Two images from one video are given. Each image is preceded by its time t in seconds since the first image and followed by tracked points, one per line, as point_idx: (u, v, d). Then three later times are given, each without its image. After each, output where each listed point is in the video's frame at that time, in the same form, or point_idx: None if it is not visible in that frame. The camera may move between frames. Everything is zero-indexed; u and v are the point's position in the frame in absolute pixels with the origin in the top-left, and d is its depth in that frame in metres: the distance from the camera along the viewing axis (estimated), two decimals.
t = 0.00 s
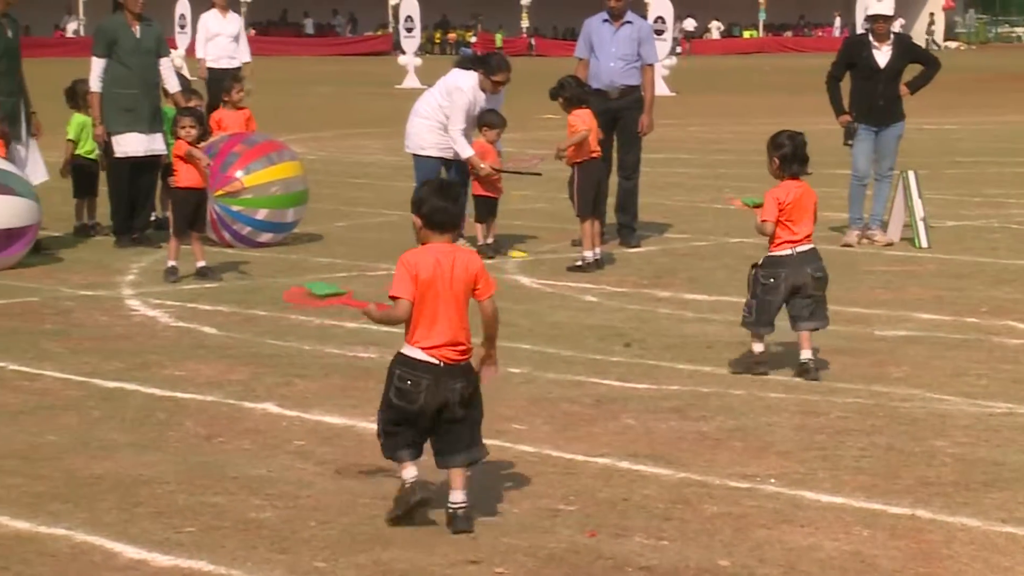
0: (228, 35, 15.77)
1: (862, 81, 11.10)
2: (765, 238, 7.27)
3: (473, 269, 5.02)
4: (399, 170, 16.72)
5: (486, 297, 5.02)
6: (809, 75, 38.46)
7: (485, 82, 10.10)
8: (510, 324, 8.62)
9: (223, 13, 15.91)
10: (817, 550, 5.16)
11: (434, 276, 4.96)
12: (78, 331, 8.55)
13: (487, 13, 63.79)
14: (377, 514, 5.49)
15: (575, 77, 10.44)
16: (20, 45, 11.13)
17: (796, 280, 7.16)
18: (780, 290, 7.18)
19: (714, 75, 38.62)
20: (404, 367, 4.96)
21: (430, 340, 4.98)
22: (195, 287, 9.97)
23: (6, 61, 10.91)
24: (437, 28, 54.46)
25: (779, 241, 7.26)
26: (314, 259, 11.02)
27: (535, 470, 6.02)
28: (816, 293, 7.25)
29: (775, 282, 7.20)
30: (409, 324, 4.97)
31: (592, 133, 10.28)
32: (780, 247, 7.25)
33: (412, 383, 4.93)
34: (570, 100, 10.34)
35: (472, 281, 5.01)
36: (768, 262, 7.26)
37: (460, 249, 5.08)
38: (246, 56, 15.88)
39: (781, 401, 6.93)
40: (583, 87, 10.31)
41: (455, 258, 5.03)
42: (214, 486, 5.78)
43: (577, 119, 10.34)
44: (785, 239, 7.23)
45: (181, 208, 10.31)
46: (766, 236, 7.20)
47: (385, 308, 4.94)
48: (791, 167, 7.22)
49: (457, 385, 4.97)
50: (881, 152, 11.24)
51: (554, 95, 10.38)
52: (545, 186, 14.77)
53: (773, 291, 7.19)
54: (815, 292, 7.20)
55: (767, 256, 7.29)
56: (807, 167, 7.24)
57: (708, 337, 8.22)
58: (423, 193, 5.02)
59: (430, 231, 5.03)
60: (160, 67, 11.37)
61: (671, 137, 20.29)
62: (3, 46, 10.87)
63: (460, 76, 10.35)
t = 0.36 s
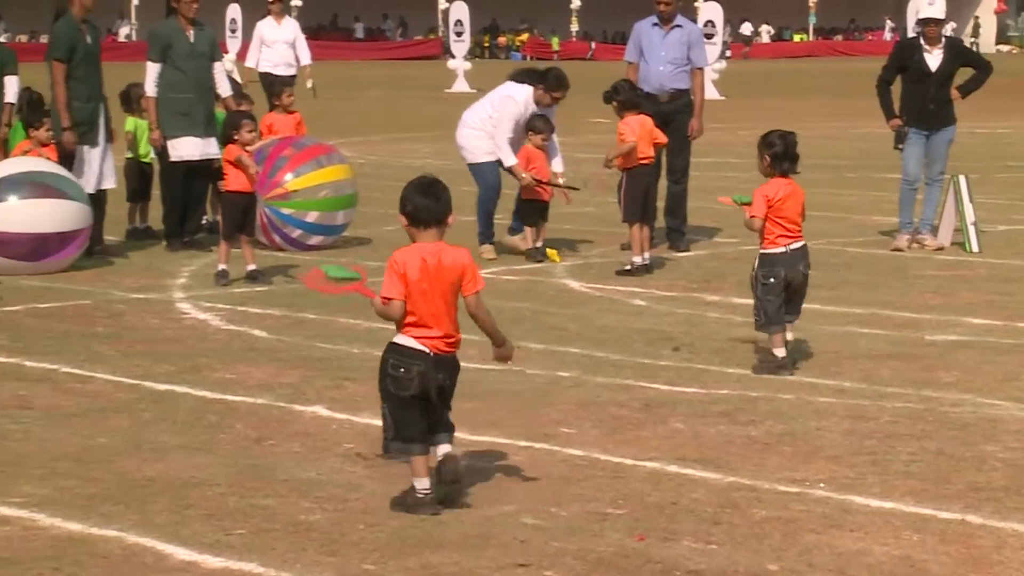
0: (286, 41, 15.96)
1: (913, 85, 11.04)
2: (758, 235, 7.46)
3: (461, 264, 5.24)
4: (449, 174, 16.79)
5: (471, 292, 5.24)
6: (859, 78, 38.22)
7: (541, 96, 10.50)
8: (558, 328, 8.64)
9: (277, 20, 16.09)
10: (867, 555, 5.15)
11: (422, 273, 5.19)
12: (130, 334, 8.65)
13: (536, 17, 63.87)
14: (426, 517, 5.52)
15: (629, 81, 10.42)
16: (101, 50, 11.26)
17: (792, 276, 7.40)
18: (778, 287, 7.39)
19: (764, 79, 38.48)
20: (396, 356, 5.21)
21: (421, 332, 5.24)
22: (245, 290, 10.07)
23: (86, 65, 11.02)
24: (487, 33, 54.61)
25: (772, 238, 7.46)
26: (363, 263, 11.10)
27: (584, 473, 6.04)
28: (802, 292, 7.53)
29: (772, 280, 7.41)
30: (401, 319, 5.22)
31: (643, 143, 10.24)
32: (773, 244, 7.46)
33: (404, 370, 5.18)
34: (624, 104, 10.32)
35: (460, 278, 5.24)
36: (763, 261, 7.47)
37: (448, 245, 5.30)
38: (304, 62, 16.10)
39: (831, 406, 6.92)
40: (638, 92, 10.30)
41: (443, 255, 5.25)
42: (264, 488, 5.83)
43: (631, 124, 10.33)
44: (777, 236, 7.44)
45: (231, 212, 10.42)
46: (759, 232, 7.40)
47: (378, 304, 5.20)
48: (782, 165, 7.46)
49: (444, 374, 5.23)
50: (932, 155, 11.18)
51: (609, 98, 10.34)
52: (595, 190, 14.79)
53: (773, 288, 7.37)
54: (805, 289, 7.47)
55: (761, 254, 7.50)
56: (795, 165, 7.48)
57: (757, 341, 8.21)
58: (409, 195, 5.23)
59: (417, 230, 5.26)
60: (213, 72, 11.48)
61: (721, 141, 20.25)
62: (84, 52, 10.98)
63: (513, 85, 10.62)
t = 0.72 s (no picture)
0: (331, 41, 16.20)
1: (956, 86, 10.99)
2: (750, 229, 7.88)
3: (463, 261, 5.57)
4: (490, 175, 16.84)
5: (471, 288, 5.57)
6: (902, 80, 38.00)
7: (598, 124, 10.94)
8: (598, 329, 8.66)
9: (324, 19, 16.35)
10: (908, 557, 5.14)
11: (425, 268, 5.53)
12: (172, 335, 8.74)
13: (576, 18, 63.88)
14: (467, 518, 5.55)
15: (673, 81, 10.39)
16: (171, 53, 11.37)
17: (780, 271, 7.81)
18: (767, 280, 7.80)
19: (807, 80, 38.31)
20: (403, 350, 5.55)
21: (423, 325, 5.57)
22: (286, 291, 10.13)
23: (149, 67, 11.12)
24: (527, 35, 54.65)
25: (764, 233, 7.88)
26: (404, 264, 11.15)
27: (624, 475, 6.05)
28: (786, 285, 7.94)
29: (761, 272, 7.81)
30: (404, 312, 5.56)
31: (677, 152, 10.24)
32: (764, 239, 7.87)
33: (411, 364, 5.52)
34: (670, 105, 10.29)
35: (462, 272, 5.58)
36: (754, 254, 7.87)
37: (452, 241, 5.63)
38: (350, 61, 16.34)
39: (873, 408, 6.91)
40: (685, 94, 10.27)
41: (446, 251, 5.58)
42: (305, 489, 5.88)
43: (674, 127, 10.36)
44: (766, 231, 7.87)
45: (274, 215, 10.52)
46: (753, 228, 7.81)
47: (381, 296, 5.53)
48: (779, 163, 7.85)
49: (448, 365, 5.58)
50: (975, 157, 11.12)
51: (653, 99, 10.30)
52: (634, 192, 14.80)
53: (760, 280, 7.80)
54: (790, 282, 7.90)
55: (753, 247, 7.90)
56: (793, 164, 7.87)
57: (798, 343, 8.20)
58: (417, 190, 5.57)
59: (422, 223, 5.58)
60: (256, 74, 11.58)
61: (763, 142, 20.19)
62: (149, 54, 11.09)
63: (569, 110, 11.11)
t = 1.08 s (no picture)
0: (378, 42, 16.43)
1: (998, 85, 10.90)
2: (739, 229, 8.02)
3: (459, 253, 5.79)
4: (529, 175, 16.85)
5: (470, 278, 5.81)
6: (944, 79, 37.71)
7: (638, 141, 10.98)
8: (637, 329, 8.66)
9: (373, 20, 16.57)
10: (950, 559, 5.11)
11: (423, 260, 5.72)
12: (211, 335, 8.79)
13: (615, 17, 63.77)
14: (506, 519, 5.56)
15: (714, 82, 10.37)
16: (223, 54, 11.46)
17: (766, 267, 7.84)
18: (752, 276, 7.87)
19: (847, 79, 38.09)
20: (401, 341, 5.74)
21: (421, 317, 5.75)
22: (325, 291, 10.18)
23: (200, 67, 11.20)
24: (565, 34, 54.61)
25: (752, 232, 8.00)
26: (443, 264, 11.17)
27: (664, 475, 6.05)
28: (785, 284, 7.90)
29: (747, 269, 7.90)
30: (402, 305, 5.73)
31: (714, 153, 10.27)
32: (752, 237, 7.98)
33: (407, 355, 5.71)
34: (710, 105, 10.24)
35: (460, 263, 5.80)
36: (740, 252, 7.96)
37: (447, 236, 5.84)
38: (398, 63, 16.53)
39: (914, 409, 6.87)
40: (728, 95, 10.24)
41: (442, 244, 5.79)
42: (345, 489, 5.91)
43: (713, 128, 10.31)
44: (756, 231, 7.97)
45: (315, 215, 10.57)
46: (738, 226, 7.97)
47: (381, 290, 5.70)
48: (765, 162, 8.03)
49: (447, 354, 5.73)
50: (1017, 156, 11.04)
51: (694, 99, 10.27)
52: (674, 191, 14.77)
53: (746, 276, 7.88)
54: (784, 280, 7.86)
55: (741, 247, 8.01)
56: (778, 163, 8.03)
57: (839, 343, 8.16)
58: (416, 185, 5.77)
59: (421, 221, 5.79)
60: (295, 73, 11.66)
61: (803, 142, 20.11)
62: (200, 55, 11.18)
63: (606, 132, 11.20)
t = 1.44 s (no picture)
0: (431, 40, 16.53)
1: None
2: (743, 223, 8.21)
3: (463, 240, 5.95)
4: (577, 173, 16.85)
5: (470, 267, 5.93)
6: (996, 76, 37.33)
7: (677, 108, 10.68)
8: (685, 327, 8.65)
9: (425, 19, 16.68)
10: (1002, 559, 5.08)
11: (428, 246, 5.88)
12: (260, 332, 8.86)
13: (662, 14, 63.58)
14: (554, 517, 5.57)
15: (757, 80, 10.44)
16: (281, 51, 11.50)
17: (778, 256, 8.05)
18: (767, 266, 8.02)
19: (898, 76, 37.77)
20: (413, 323, 5.90)
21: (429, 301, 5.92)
22: (372, 289, 10.26)
23: (257, 66, 11.24)
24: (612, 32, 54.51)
25: (756, 224, 8.19)
26: (491, 262, 11.21)
27: (712, 474, 6.04)
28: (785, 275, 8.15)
29: (760, 260, 8.05)
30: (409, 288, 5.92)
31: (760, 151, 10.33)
32: (757, 229, 8.17)
33: (425, 336, 5.87)
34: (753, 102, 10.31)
35: (465, 251, 5.95)
36: (749, 245, 8.14)
37: (452, 224, 6.00)
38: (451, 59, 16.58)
39: (964, 408, 6.83)
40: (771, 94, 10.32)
41: (447, 231, 5.95)
42: (393, 486, 5.95)
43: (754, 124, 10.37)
44: (760, 222, 8.17)
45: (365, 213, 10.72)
46: (743, 219, 8.15)
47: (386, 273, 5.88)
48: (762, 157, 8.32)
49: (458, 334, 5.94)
50: None
51: (738, 96, 10.32)
52: (721, 190, 14.73)
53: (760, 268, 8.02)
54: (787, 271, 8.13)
55: (747, 239, 8.18)
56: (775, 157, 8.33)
57: (888, 342, 8.12)
58: (427, 174, 5.92)
59: (428, 208, 5.97)
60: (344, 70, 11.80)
61: (852, 140, 19.98)
62: (257, 52, 11.22)
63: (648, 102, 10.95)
